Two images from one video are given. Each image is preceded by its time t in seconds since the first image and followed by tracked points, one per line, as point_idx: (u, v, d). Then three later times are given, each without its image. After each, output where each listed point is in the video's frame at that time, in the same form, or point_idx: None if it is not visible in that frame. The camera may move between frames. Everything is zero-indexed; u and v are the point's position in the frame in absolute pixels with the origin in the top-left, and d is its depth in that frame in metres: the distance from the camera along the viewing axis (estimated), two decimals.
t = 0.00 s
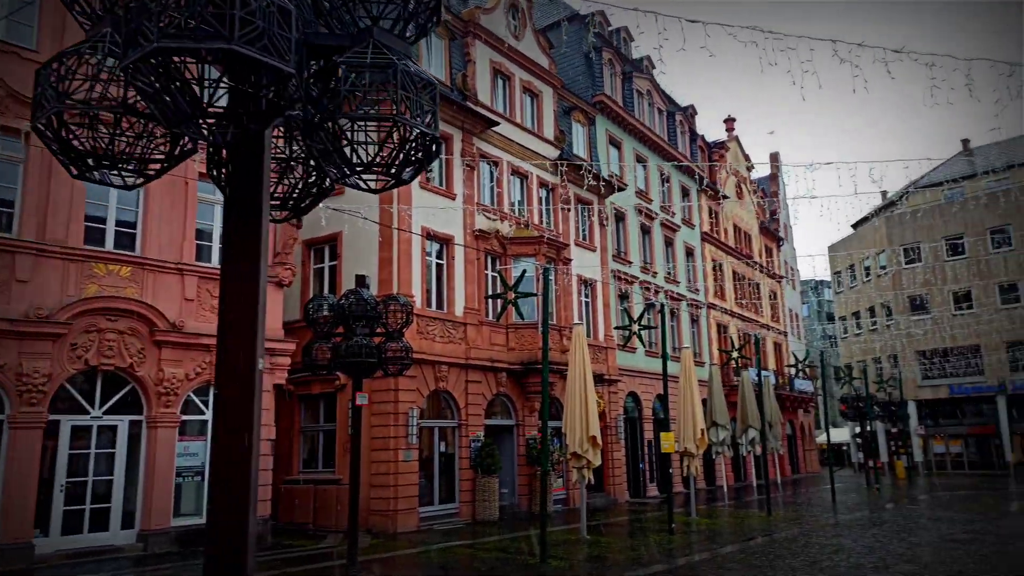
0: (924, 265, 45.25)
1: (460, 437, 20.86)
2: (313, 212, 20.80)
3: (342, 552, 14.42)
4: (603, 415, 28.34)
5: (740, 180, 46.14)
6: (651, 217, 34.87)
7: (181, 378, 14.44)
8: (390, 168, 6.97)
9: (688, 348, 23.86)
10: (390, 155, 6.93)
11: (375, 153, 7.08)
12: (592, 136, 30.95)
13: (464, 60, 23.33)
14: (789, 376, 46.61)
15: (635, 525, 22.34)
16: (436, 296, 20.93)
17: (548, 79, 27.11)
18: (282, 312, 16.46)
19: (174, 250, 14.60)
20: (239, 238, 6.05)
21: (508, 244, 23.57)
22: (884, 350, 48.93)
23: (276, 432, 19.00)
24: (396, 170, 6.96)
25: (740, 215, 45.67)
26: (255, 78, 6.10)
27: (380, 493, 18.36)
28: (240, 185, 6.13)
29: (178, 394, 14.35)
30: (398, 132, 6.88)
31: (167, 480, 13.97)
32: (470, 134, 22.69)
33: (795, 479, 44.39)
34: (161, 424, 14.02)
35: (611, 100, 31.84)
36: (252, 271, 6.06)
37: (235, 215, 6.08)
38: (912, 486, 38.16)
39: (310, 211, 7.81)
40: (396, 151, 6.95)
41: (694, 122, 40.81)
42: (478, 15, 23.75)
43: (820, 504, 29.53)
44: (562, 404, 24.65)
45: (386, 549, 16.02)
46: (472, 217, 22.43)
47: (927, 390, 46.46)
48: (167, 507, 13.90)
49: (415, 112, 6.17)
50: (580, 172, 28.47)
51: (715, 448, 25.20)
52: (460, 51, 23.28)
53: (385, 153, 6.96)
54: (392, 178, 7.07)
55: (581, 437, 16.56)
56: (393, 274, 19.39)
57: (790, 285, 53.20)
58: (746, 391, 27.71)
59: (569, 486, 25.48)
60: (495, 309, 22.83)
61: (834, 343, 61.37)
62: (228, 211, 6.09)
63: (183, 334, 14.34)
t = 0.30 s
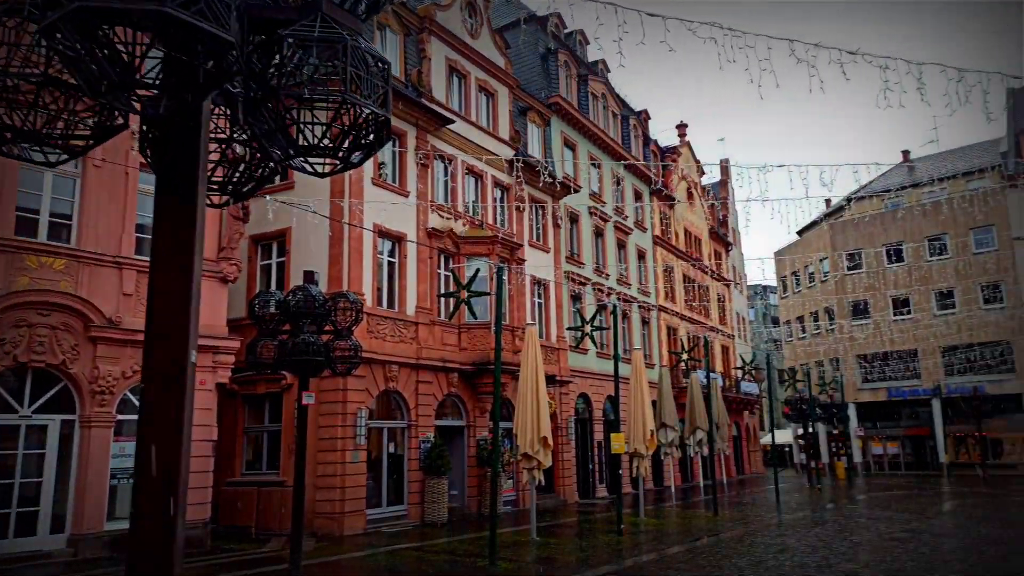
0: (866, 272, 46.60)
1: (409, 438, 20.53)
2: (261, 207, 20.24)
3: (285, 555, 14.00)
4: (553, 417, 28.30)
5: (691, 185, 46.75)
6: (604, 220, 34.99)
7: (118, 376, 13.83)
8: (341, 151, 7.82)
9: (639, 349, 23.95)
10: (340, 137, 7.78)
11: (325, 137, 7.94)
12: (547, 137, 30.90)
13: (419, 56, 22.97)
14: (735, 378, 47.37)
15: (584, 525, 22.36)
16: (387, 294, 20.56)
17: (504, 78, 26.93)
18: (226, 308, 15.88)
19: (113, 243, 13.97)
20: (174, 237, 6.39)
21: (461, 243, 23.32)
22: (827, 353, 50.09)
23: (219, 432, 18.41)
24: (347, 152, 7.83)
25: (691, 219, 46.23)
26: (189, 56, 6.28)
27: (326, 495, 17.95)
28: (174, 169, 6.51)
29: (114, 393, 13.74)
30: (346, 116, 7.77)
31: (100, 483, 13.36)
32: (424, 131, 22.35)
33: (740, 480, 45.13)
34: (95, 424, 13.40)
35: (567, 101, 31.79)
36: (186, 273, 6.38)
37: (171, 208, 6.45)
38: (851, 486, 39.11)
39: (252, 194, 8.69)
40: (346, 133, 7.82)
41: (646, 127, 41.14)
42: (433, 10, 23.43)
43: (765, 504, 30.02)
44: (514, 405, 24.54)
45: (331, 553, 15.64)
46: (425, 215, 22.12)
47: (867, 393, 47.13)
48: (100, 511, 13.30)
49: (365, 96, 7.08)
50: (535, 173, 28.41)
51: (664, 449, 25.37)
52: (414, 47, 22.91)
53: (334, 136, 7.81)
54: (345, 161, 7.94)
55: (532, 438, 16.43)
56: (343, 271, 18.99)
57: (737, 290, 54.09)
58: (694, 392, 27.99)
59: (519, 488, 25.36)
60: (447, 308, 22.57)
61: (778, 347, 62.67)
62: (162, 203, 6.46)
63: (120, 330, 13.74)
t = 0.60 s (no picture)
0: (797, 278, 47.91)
1: (343, 438, 20.02)
2: (191, 197, 19.43)
3: (210, 560, 13.39)
4: (491, 417, 28.09)
5: (631, 189, 47.18)
6: (545, 221, 35.00)
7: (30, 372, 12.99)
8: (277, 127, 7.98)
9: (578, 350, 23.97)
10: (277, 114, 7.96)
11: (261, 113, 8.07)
12: (489, 135, 30.66)
13: (361, 48, 22.48)
14: (670, 380, 48.02)
15: (519, 526, 22.24)
16: (323, 291, 20.01)
17: (447, 75, 26.63)
18: (151, 302, 15.20)
19: (29, 230, 13.15)
20: (81, 218, 5.93)
21: (401, 240, 22.89)
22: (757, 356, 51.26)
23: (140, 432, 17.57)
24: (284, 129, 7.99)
25: (629, 222, 46.72)
26: (107, 12, 6.18)
27: (254, 497, 17.30)
28: (93, 135, 6.01)
29: (26, 389, 12.91)
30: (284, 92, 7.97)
31: (9, 486, 12.52)
32: (365, 125, 21.88)
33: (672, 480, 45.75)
34: (4, 423, 12.55)
35: (510, 101, 31.68)
36: (98, 255, 5.93)
37: (83, 181, 5.97)
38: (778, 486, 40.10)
39: (174, 171, 8.47)
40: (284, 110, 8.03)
41: (588, 130, 41.39)
42: (376, 2, 22.96)
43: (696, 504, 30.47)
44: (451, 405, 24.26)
45: (259, 556, 15.06)
46: (364, 210, 21.61)
47: (794, 395, 47.71)
48: (7, 515, 12.46)
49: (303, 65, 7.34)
50: (478, 171, 28.20)
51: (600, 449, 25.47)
52: (356, 39, 22.40)
53: (271, 113, 7.97)
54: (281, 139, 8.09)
55: (470, 438, 16.19)
56: (277, 266, 18.38)
57: (672, 293, 54.91)
58: (631, 394, 28.19)
59: (454, 489, 25.07)
60: (385, 305, 22.13)
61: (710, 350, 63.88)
62: (74, 173, 5.96)
63: (34, 323, 12.92)
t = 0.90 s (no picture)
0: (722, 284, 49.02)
1: (264, 440, 19.29)
2: (105, 185, 18.36)
3: (118, 567, 12.60)
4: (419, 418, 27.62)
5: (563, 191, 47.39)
6: (477, 220, 34.72)
7: None
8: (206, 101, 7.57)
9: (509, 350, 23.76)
10: (206, 88, 7.57)
11: (187, 87, 7.65)
12: (423, 132, 30.19)
13: (292, 37, 21.73)
14: (598, 381, 48.42)
15: (446, 528, 21.89)
16: (247, 286, 19.24)
17: (381, 68, 26.06)
18: (58, 295, 14.24)
19: None
20: None
21: (330, 236, 22.24)
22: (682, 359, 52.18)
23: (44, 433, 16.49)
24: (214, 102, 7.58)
25: (561, 224, 46.89)
26: None
27: (168, 502, 16.47)
28: None
29: None
30: (212, 64, 7.60)
31: None
32: (294, 116, 21.16)
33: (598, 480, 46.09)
34: None
35: (445, 99, 31.29)
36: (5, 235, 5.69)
37: None
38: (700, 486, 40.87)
39: (88, 148, 7.98)
40: (214, 84, 7.65)
41: (522, 131, 41.30)
42: None
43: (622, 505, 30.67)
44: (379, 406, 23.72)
45: (171, 563, 14.28)
46: (291, 204, 20.88)
47: (716, 398, 48.57)
48: None
49: (237, 33, 7.09)
50: (411, 168, 27.72)
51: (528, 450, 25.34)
52: (287, 27, 21.64)
53: (199, 86, 7.57)
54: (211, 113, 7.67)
55: (398, 439, 15.78)
56: (198, 259, 17.53)
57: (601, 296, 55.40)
58: (560, 395, 28.15)
59: (381, 491, 24.52)
60: (312, 302, 21.44)
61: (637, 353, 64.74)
62: None
63: None
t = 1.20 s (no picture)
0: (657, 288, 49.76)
1: (190, 442, 18.51)
2: (21, 172, 17.35)
3: None
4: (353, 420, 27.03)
5: (502, 193, 47.25)
6: (416, 220, 34.27)
7: None
8: (139, 72, 7.65)
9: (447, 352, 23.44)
10: (137, 57, 7.62)
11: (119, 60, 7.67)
12: (362, 129, 29.59)
13: (226, 25, 20.97)
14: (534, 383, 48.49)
15: (379, 533, 21.45)
16: (174, 283, 18.45)
17: (319, 62, 25.42)
18: None
19: None
20: None
21: (263, 232, 21.54)
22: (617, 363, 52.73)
23: None
24: (146, 74, 7.66)
25: (500, 226, 46.73)
26: None
27: (85, 505, 15.60)
28: None
29: None
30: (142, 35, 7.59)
31: None
32: (227, 107, 20.42)
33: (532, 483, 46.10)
34: None
35: (385, 96, 30.77)
36: None
37: None
38: (633, 488, 41.30)
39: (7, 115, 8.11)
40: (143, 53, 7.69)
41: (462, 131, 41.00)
42: None
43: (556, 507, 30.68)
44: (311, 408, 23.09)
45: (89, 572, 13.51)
46: (223, 198, 20.13)
47: (648, 400, 49.49)
48: None
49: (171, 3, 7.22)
50: (349, 165, 27.14)
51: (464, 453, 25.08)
52: (221, 14, 20.86)
53: (129, 56, 7.60)
54: (144, 86, 7.78)
55: (332, 441, 15.31)
56: (121, 252, 16.72)
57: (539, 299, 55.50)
58: (497, 398, 27.98)
59: (312, 495, 23.88)
60: (243, 300, 20.70)
61: (572, 356, 65.15)
62: None
63: None
